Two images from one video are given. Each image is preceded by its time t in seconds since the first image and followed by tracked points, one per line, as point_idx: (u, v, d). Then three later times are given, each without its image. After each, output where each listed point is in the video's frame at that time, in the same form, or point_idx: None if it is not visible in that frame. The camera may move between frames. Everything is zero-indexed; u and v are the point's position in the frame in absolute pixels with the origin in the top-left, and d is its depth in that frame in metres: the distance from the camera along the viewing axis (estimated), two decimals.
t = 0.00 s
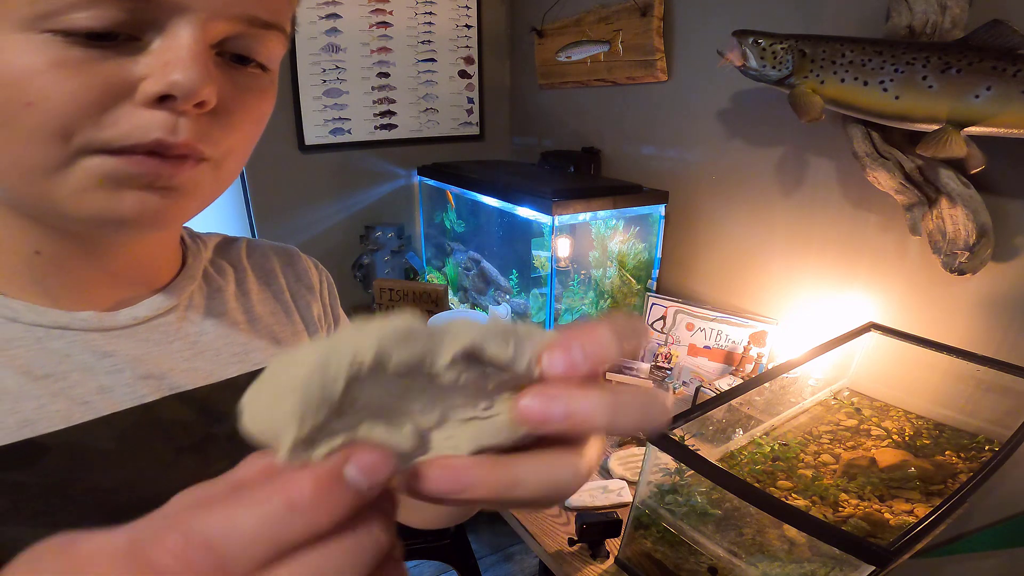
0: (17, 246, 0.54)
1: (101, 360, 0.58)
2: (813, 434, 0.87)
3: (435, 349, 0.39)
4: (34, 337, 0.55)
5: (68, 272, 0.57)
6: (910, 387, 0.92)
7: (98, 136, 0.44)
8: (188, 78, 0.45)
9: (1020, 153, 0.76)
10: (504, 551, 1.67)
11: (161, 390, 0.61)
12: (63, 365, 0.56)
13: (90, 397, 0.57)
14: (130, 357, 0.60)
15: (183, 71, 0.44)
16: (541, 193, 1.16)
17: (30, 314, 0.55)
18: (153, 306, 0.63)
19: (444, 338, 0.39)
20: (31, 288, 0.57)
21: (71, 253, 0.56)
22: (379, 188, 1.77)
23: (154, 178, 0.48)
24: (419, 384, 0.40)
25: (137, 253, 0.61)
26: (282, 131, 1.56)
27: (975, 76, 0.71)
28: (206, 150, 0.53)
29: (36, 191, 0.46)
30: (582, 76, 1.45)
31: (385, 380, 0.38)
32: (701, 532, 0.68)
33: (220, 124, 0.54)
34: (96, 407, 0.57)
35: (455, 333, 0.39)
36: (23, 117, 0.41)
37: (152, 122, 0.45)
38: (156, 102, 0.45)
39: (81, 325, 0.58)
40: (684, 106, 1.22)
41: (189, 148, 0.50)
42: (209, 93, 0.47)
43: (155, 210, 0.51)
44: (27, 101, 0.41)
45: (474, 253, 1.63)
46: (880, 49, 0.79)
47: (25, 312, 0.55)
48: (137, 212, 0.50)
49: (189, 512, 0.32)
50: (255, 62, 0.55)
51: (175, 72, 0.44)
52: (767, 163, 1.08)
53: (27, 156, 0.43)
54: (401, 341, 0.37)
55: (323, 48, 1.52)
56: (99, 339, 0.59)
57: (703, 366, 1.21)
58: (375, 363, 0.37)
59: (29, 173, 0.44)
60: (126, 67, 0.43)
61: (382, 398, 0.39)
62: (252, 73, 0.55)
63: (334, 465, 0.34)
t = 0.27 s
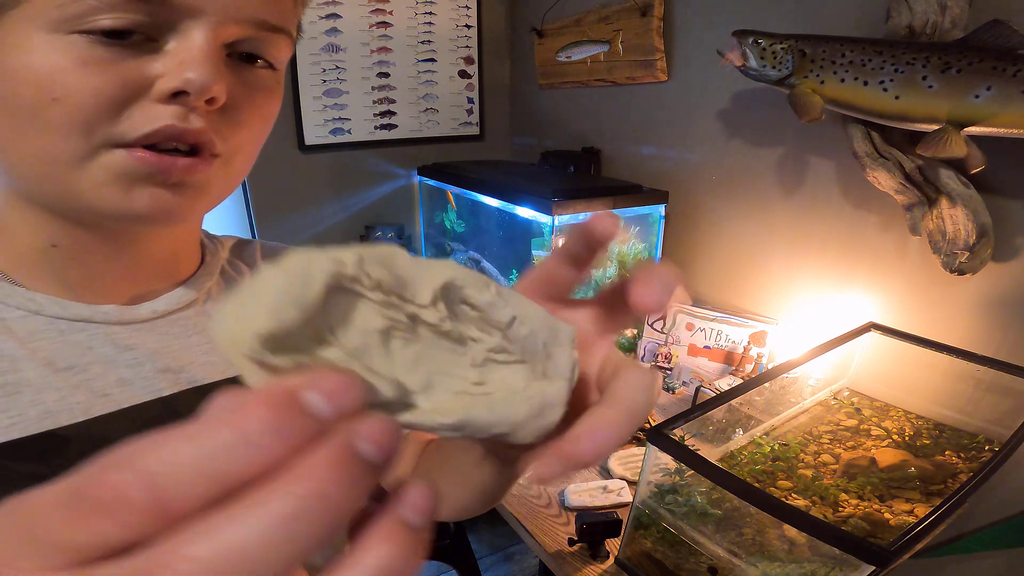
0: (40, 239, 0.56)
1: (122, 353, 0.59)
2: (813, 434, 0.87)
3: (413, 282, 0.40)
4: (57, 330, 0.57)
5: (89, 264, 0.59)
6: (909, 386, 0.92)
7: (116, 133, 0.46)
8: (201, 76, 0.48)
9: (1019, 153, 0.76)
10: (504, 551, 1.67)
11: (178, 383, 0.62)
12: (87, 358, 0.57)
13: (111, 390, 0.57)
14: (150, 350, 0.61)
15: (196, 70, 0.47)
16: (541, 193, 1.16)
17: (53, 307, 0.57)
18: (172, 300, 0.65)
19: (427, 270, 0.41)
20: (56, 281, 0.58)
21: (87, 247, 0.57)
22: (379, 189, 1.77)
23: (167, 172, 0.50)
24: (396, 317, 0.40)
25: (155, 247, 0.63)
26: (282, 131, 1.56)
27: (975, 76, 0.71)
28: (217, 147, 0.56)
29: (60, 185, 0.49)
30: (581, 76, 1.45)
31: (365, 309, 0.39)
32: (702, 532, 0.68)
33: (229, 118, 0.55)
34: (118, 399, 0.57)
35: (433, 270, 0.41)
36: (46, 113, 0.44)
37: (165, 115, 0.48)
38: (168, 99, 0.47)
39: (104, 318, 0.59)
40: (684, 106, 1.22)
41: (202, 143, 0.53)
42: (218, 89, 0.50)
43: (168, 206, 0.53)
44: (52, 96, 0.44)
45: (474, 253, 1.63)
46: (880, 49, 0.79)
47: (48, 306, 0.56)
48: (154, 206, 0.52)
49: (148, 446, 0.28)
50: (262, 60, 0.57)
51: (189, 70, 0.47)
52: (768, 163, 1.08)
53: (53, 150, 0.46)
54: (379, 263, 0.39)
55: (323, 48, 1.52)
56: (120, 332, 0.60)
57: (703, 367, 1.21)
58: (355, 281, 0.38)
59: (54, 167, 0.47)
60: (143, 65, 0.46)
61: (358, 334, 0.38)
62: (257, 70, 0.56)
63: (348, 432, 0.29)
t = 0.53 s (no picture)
0: (59, 235, 0.58)
1: (137, 348, 0.60)
2: (813, 434, 0.87)
3: (415, 237, 0.38)
4: (74, 325, 0.58)
5: (106, 261, 0.60)
6: (910, 386, 0.92)
7: (131, 128, 0.48)
8: (216, 76, 0.50)
9: (1019, 153, 0.76)
10: (505, 551, 1.66)
11: (191, 379, 0.63)
12: (102, 351, 0.58)
13: (126, 384, 0.59)
14: (164, 346, 0.62)
15: (211, 69, 0.49)
16: (541, 193, 1.16)
17: (71, 303, 0.58)
18: (186, 298, 0.66)
19: (426, 223, 0.38)
20: (75, 278, 0.60)
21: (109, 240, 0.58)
22: (379, 189, 1.77)
23: (184, 163, 0.51)
24: (397, 274, 0.38)
25: (172, 245, 0.64)
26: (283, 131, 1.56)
27: (975, 75, 0.71)
28: (234, 142, 0.57)
29: (82, 181, 0.50)
30: (581, 76, 1.45)
31: (365, 264, 0.38)
32: (701, 532, 0.68)
33: (247, 122, 0.58)
34: (131, 395, 0.59)
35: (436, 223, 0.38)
36: (64, 108, 0.46)
37: (178, 112, 0.49)
38: (184, 96, 0.49)
39: (120, 313, 0.60)
40: (684, 106, 1.22)
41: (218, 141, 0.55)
42: (235, 88, 0.52)
43: (188, 198, 0.53)
44: (69, 92, 0.45)
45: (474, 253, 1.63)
46: (880, 49, 0.79)
47: (66, 301, 0.58)
48: (173, 195, 0.52)
49: (170, 414, 0.31)
50: (274, 59, 0.59)
51: (205, 69, 0.49)
52: (768, 162, 1.08)
53: (69, 148, 0.48)
54: (379, 217, 0.37)
55: (324, 48, 1.52)
56: (134, 326, 0.61)
57: (703, 367, 1.21)
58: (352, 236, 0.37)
59: (72, 166, 0.49)
60: (160, 64, 0.48)
61: (359, 289, 0.38)
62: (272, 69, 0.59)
63: (340, 402, 0.31)
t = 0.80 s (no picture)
0: (71, 230, 0.55)
1: (147, 345, 0.58)
2: (813, 434, 0.87)
3: (431, 266, 0.41)
4: (86, 322, 0.56)
5: (118, 258, 0.58)
6: (910, 386, 0.92)
7: (133, 120, 0.47)
8: (224, 69, 0.48)
9: (1021, 153, 0.76)
10: (505, 551, 1.66)
11: (201, 377, 0.60)
12: (113, 348, 0.56)
13: (137, 381, 0.56)
14: (174, 342, 0.59)
15: (219, 62, 0.48)
16: (541, 193, 1.16)
17: (82, 300, 0.56)
18: (197, 294, 0.63)
19: (442, 249, 0.41)
20: (85, 274, 0.58)
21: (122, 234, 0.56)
22: (379, 189, 1.77)
23: (182, 164, 0.50)
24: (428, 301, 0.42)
25: (185, 240, 0.61)
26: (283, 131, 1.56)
27: (976, 75, 0.71)
28: (241, 137, 0.56)
29: (87, 180, 0.49)
30: (582, 76, 1.45)
31: (394, 301, 0.42)
32: (701, 532, 0.68)
33: (257, 113, 0.56)
34: (142, 391, 0.56)
35: (447, 246, 0.41)
36: (69, 100, 0.44)
37: (178, 105, 0.48)
38: (187, 90, 0.48)
39: (131, 310, 0.58)
40: (684, 105, 1.22)
41: (223, 137, 0.54)
42: (242, 82, 0.51)
43: (188, 202, 0.53)
44: (71, 85, 0.44)
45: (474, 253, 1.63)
46: (880, 49, 0.79)
47: (76, 299, 0.56)
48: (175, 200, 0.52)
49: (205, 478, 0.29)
50: (285, 54, 0.57)
51: (212, 62, 0.48)
52: (768, 162, 1.08)
53: (72, 139, 0.46)
54: (390, 257, 0.40)
55: (324, 48, 1.52)
56: (145, 325, 0.59)
57: (703, 367, 1.21)
58: (365, 282, 0.40)
59: (80, 161, 0.47)
60: (168, 58, 0.47)
61: (395, 323, 0.43)
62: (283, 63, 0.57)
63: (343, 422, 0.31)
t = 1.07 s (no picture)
0: (91, 228, 0.54)
1: (162, 346, 0.57)
2: (813, 434, 0.87)
3: (513, 245, 0.38)
4: (102, 323, 0.55)
5: (140, 257, 0.56)
6: (910, 386, 0.92)
7: (156, 121, 0.46)
8: (249, 70, 0.47)
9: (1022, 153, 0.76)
10: (504, 551, 1.66)
11: (216, 377, 0.59)
12: (129, 350, 0.55)
13: (151, 384, 0.56)
14: (190, 343, 0.59)
15: (244, 62, 0.47)
16: (541, 193, 1.16)
17: (98, 299, 0.55)
18: (213, 292, 0.61)
19: (522, 226, 0.38)
20: (104, 272, 0.56)
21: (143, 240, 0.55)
22: (379, 189, 1.77)
23: (209, 165, 0.48)
24: (508, 285, 0.39)
25: (206, 241, 0.59)
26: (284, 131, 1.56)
27: (975, 75, 0.72)
28: (270, 137, 0.54)
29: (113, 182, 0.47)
30: (582, 76, 1.45)
31: (474, 282, 0.40)
32: (701, 532, 0.68)
33: (286, 115, 0.54)
34: (157, 394, 0.56)
35: (530, 224, 0.38)
36: (92, 99, 0.43)
37: (206, 105, 0.47)
38: (214, 89, 0.47)
39: (147, 310, 0.56)
40: (684, 105, 1.22)
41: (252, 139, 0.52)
42: (269, 83, 0.49)
43: (215, 205, 0.51)
44: (96, 83, 0.43)
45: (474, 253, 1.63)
46: (880, 49, 0.79)
47: (92, 298, 0.54)
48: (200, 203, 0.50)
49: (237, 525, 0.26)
50: (310, 53, 0.55)
51: (238, 63, 0.47)
52: (768, 162, 1.08)
53: (97, 139, 0.45)
54: (474, 234, 0.38)
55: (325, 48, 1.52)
56: (162, 325, 0.57)
57: (703, 366, 1.21)
58: (456, 261, 0.39)
59: (104, 161, 0.46)
60: (192, 57, 0.46)
61: (475, 305, 0.40)
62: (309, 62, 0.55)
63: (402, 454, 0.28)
